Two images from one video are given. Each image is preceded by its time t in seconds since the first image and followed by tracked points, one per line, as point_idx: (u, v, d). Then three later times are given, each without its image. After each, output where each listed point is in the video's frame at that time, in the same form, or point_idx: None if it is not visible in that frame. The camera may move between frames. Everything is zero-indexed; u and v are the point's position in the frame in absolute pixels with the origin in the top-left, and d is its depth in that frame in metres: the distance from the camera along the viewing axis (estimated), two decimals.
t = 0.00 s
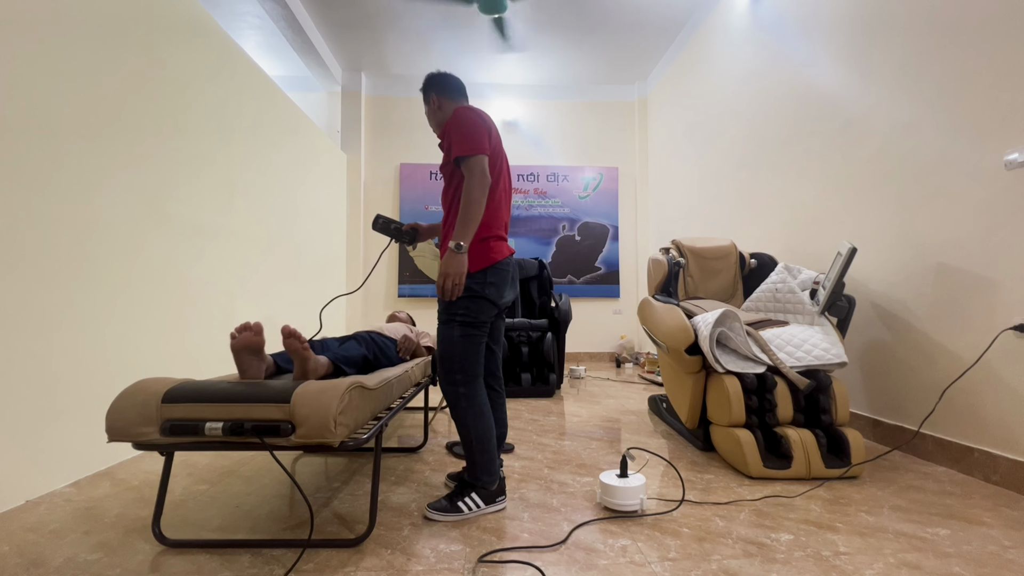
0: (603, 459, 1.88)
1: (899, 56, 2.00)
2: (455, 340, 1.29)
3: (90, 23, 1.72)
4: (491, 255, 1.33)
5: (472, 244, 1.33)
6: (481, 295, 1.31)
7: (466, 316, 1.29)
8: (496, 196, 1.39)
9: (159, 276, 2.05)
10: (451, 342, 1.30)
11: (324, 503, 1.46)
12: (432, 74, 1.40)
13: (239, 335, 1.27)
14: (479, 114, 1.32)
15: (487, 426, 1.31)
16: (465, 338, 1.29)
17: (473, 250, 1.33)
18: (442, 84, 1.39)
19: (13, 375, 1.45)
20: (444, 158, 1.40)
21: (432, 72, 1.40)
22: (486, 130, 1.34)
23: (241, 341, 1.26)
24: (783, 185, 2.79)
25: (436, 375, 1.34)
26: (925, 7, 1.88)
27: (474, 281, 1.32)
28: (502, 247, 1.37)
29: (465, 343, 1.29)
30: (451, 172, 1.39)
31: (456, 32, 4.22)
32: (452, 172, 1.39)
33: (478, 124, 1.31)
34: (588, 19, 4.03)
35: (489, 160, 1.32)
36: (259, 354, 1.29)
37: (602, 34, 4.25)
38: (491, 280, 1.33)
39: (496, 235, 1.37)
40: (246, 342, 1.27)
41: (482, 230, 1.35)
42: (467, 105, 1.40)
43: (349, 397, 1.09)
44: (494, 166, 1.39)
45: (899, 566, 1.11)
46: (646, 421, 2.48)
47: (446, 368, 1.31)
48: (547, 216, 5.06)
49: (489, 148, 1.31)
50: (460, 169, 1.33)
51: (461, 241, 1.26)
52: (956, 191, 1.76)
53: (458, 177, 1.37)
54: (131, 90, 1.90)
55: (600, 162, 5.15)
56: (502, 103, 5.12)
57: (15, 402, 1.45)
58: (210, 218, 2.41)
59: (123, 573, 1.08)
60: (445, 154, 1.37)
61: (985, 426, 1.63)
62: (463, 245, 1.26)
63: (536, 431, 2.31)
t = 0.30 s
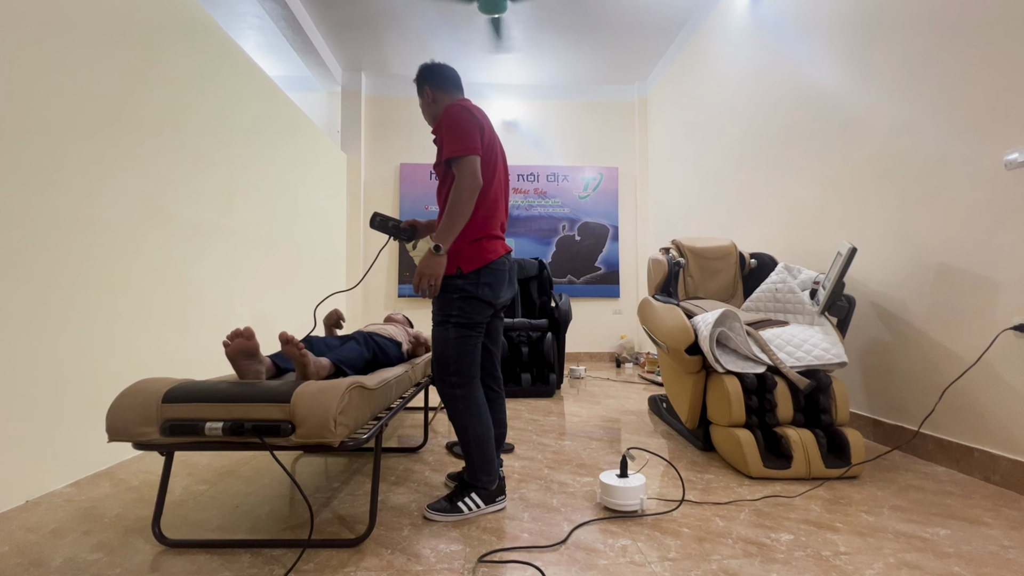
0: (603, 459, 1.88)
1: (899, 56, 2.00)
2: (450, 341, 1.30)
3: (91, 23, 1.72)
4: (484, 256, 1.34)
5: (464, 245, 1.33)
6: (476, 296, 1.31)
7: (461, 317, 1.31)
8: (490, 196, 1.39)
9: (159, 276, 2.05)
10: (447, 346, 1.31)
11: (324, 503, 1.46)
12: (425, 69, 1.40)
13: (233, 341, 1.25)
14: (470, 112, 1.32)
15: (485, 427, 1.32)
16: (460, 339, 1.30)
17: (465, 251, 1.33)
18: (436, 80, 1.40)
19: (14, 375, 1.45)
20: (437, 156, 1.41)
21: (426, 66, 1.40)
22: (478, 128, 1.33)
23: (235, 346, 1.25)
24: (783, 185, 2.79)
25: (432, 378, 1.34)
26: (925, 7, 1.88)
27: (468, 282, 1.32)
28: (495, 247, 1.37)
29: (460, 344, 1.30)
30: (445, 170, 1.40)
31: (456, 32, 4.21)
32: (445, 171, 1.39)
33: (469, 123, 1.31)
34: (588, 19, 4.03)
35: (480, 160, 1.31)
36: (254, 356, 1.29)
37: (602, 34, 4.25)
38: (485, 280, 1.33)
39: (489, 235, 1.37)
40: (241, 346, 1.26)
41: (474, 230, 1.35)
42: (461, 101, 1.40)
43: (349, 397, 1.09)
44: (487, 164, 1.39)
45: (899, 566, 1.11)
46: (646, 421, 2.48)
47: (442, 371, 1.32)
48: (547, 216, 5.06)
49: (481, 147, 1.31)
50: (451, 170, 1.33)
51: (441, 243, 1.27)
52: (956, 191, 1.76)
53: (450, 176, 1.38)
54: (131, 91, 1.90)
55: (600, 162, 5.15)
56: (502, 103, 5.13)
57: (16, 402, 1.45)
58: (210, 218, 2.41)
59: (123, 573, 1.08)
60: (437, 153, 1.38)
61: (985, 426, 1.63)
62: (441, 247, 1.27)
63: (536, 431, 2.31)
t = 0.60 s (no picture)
0: (603, 459, 1.88)
1: (899, 55, 2.00)
2: (448, 342, 1.31)
3: (91, 23, 1.72)
4: (483, 256, 1.33)
5: (462, 245, 1.34)
6: (473, 297, 1.31)
7: (458, 318, 1.31)
8: (489, 194, 1.38)
9: (159, 276, 2.05)
10: (445, 347, 1.31)
11: (324, 503, 1.46)
12: (419, 65, 1.40)
13: (230, 356, 1.22)
14: (463, 109, 1.32)
15: (484, 427, 1.33)
16: (458, 340, 1.30)
17: (463, 251, 1.34)
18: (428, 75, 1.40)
19: (14, 375, 1.45)
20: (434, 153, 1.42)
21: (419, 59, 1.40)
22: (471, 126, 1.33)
23: (234, 361, 1.23)
24: (784, 186, 2.79)
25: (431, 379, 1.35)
26: (925, 8, 1.88)
27: (465, 283, 1.32)
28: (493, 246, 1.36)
29: (457, 345, 1.30)
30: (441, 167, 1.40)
31: (456, 32, 4.21)
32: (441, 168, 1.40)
33: (461, 122, 1.30)
34: (588, 19, 4.03)
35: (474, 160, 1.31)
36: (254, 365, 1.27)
37: (602, 34, 4.25)
38: (482, 280, 1.32)
39: (487, 234, 1.36)
40: (241, 360, 1.24)
41: (472, 230, 1.35)
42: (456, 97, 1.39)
43: (349, 397, 1.09)
44: (484, 161, 1.38)
45: (899, 566, 1.11)
46: (646, 421, 2.48)
47: (440, 372, 1.32)
48: (547, 216, 5.06)
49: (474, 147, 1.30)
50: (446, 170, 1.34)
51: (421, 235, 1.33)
52: (957, 191, 1.76)
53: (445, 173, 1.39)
54: (131, 91, 1.90)
55: (600, 162, 5.15)
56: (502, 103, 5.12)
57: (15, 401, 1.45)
58: (210, 218, 2.41)
59: (123, 573, 1.08)
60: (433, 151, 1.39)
61: (985, 426, 1.63)
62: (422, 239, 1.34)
63: (536, 431, 2.31)
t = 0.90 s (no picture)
0: (603, 459, 1.88)
1: (899, 55, 2.00)
2: (446, 344, 1.31)
3: (91, 23, 1.72)
4: (480, 256, 1.33)
5: (458, 247, 1.34)
6: (470, 298, 1.32)
7: (455, 319, 1.31)
8: (484, 193, 1.37)
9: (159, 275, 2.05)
10: (443, 348, 1.32)
11: (324, 503, 1.46)
12: (410, 61, 1.40)
13: (219, 369, 1.17)
14: (448, 109, 1.31)
15: (482, 428, 1.33)
16: (455, 341, 1.31)
17: (460, 251, 1.33)
18: (414, 78, 1.41)
19: (15, 374, 1.46)
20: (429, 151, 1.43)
21: (405, 60, 1.40)
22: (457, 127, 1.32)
23: (225, 373, 1.17)
24: (783, 186, 2.79)
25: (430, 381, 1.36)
26: (926, 7, 1.88)
27: (461, 284, 1.32)
28: (489, 246, 1.35)
29: (455, 347, 1.31)
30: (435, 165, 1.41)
31: (456, 32, 4.21)
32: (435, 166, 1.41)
33: (445, 124, 1.30)
34: (589, 19, 4.03)
35: (458, 161, 1.30)
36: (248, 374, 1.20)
37: (602, 34, 4.25)
38: (479, 282, 1.32)
39: (482, 232, 1.35)
40: (233, 370, 1.18)
41: (467, 230, 1.34)
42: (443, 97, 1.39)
43: (349, 397, 1.09)
44: (477, 159, 1.37)
45: (899, 566, 1.11)
46: (646, 421, 2.48)
47: (439, 373, 1.33)
48: (547, 216, 5.06)
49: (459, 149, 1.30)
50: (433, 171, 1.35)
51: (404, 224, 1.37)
52: (957, 191, 1.76)
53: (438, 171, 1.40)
54: (130, 90, 1.89)
55: (600, 162, 5.15)
56: (502, 103, 5.12)
57: (14, 402, 1.45)
58: (210, 218, 2.41)
59: (123, 573, 1.08)
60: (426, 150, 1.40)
61: (985, 426, 1.63)
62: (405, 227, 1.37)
63: (536, 431, 2.31)
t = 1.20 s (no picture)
0: (603, 459, 1.88)
1: (899, 55, 2.00)
2: (443, 345, 1.31)
3: (91, 24, 1.72)
4: (475, 256, 1.33)
5: (453, 248, 1.34)
6: (466, 299, 1.32)
7: (452, 320, 1.31)
8: (477, 193, 1.37)
9: (159, 275, 2.05)
10: (441, 350, 1.32)
11: (324, 503, 1.46)
12: (398, 63, 1.40)
13: (217, 368, 1.16)
14: (436, 110, 1.31)
15: (481, 428, 1.33)
16: (453, 343, 1.31)
17: (456, 252, 1.33)
18: (401, 84, 1.41)
19: (15, 374, 1.46)
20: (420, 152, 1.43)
21: (391, 66, 1.41)
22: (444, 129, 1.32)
23: (224, 373, 1.16)
24: (784, 185, 2.79)
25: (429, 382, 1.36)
26: (926, 7, 1.88)
27: (457, 285, 1.32)
28: (484, 245, 1.35)
29: (453, 348, 1.31)
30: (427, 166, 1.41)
31: (456, 32, 4.21)
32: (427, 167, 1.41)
33: (433, 126, 1.30)
34: (588, 19, 4.03)
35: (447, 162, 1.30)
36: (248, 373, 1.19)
37: (602, 34, 4.25)
38: (474, 283, 1.32)
39: (477, 232, 1.35)
40: (232, 370, 1.18)
41: (462, 231, 1.35)
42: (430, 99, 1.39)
43: (348, 397, 1.09)
44: (468, 159, 1.36)
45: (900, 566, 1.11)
46: (646, 421, 2.48)
47: (437, 375, 1.33)
48: (547, 216, 5.06)
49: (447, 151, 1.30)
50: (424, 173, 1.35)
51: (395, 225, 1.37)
52: (956, 191, 1.76)
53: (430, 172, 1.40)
54: (130, 90, 1.89)
55: (600, 162, 5.15)
56: (502, 103, 5.12)
57: (14, 402, 1.45)
58: (210, 218, 2.41)
59: (123, 573, 1.08)
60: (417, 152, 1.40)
61: (985, 426, 1.63)
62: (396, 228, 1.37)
63: (536, 431, 2.31)
